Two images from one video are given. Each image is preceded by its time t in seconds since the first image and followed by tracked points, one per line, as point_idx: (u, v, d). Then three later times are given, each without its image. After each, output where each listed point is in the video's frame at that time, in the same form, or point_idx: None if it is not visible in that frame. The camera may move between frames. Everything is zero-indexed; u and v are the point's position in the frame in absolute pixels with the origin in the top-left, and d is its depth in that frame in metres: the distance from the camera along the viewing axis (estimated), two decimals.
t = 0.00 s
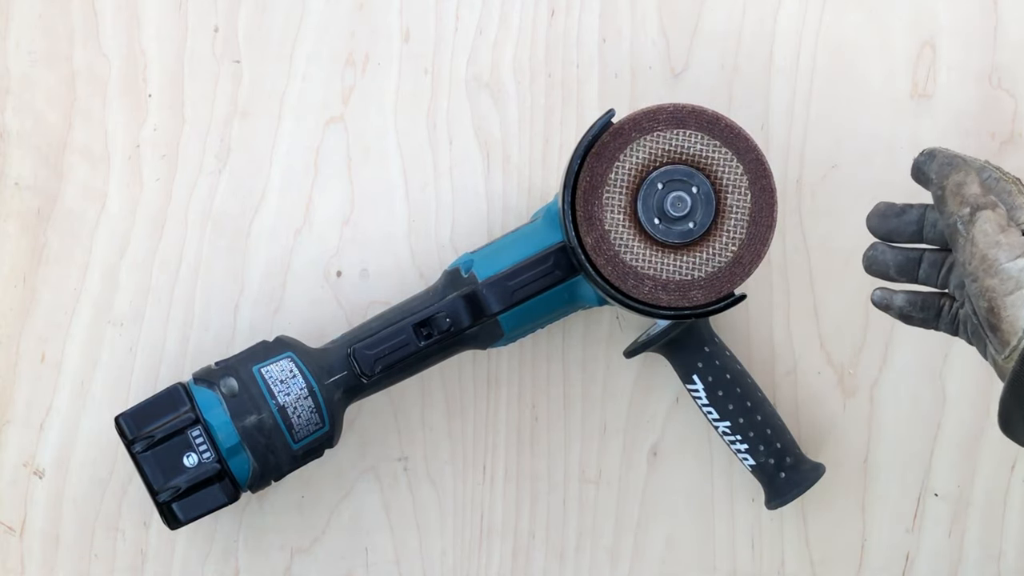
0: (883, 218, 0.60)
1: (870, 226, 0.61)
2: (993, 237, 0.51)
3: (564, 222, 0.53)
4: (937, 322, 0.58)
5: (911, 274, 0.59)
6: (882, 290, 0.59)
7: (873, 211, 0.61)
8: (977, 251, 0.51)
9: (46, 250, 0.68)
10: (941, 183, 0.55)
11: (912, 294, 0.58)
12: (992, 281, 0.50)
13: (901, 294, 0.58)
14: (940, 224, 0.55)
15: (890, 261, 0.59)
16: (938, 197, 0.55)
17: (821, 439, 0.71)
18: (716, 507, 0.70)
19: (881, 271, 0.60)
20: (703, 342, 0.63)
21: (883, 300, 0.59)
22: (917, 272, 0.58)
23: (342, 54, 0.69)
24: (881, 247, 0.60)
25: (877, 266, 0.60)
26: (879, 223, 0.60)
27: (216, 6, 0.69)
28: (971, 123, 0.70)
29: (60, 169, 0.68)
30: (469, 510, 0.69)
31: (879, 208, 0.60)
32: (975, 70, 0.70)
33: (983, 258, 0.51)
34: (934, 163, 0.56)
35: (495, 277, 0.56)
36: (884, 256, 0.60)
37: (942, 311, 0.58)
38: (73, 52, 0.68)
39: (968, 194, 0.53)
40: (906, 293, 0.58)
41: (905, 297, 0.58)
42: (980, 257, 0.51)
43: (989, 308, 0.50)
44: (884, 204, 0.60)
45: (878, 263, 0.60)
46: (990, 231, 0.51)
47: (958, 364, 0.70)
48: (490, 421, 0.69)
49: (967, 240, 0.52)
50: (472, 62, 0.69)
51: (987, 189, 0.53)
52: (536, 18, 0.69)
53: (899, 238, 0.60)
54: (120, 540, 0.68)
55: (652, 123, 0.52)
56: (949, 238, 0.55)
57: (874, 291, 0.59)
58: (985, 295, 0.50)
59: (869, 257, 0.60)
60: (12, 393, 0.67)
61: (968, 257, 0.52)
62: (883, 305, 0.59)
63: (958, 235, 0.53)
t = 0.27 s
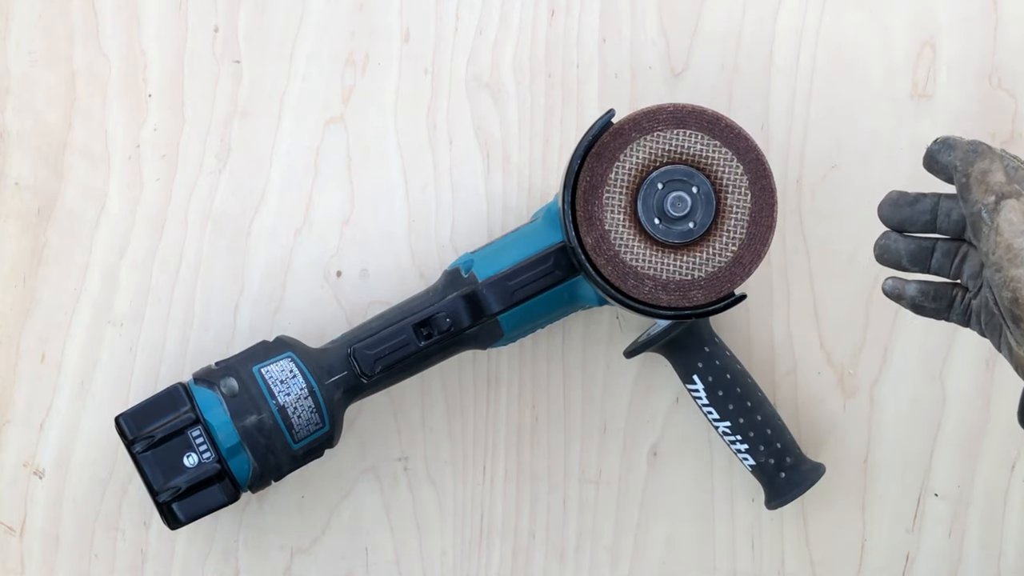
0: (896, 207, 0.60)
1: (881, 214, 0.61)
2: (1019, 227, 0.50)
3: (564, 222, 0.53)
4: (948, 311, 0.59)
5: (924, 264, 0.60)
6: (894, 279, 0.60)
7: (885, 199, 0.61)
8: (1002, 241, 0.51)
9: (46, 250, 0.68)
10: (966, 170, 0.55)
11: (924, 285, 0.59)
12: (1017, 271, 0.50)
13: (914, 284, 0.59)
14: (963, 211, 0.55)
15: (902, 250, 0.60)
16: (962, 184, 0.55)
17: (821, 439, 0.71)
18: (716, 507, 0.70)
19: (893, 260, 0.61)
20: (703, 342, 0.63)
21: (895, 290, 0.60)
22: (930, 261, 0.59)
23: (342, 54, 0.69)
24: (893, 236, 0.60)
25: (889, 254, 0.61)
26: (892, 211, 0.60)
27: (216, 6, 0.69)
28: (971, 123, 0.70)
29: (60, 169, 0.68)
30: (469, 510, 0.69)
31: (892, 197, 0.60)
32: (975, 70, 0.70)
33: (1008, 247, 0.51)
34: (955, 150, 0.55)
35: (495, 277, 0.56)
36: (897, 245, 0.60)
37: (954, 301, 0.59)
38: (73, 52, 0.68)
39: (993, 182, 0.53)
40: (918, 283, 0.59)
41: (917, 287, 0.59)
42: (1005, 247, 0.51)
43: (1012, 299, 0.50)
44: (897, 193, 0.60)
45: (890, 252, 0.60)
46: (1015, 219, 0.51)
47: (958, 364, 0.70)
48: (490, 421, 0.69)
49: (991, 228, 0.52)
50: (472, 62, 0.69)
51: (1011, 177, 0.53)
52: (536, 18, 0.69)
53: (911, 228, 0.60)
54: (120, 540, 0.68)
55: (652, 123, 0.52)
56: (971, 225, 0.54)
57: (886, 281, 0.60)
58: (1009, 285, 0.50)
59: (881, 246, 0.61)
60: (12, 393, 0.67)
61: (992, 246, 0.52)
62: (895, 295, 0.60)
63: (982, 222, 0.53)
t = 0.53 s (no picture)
0: (889, 222, 0.60)
1: (875, 229, 0.61)
2: (1015, 239, 0.50)
3: (564, 222, 0.53)
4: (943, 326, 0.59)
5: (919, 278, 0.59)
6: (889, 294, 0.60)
7: (878, 215, 0.61)
8: (998, 253, 0.51)
9: (46, 250, 0.68)
10: (960, 184, 0.54)
11: (920, 299, 0.59)
12: (1014, 284, 0.50)
13: (909, 298, 0.59)
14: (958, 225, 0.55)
15: (896, 264, 0.60)
16: (957, 198, 0.55)
17: (822, 439, 0.71)
18: (716, 507, 0.70)
19: (887, 275, 0.60)
20: (703, 342, 0.63)
21: (890, 304, 0.59)
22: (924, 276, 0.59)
23: (342, 54, 0.69)
24: (888, 251, 0.60)
25: (884, 269, 0.60)
26: (886, 226, 0.60)
27: (216, 6, 0.69)
28: (971, 123, 0.70)
29: (60, 169, 0.68)
30: (469, 510, 0.69)
31: (885, 212, 0.60)
32: (975, 70, 0.70)
33: (1004, 260, 0.51)
34: (948, 164, 0.55)
35: (495, 277, 0.56)
36: (891, 260, 0.60)
37: (950, 316, 0.59)
38: (73, 52, 0.68)
39: (988, 195, 0.53)
40: (913, 298, 0.59)
41: (913, 301, 0.59)
42: (1002, 259, 0.51)
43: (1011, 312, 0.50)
44: (890, 208, 0.60)
45: (885, 266, 0.60)
46: (1010, 232, 0.51)
47: (958, 364, 0.70)
48: (491, 421, 0.69)
49: (987, 242, 0.52)
50: (472, 62, 0.69)
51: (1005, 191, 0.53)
52: (536, 18, 0.69)
53: (905, 243, 0.60)
54: (120, 540, 0.68)
55: (652, 123, 0.52)
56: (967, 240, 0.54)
57: (881, 296, 0.60)
58: (1007, 297, 0.50)
59: (875, 261, 0.61)
60: (12, 393, 0.67)
61: (989, 259, 0.51)
62: (890, 309, 0.59)
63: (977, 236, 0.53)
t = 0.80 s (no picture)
0: (891, 217, 0.60)
1: (876, 225, 0.60)
2: (1017, 236, 0.51)
3: (564, 222, 0.53)
4: (943, 321, 0.59)
5: (919, 273, 0.59)
6: (889, 289, 0.60)
7: (880, 210, 0.61)
8: (1000, 250, 0.51)
9: (46, 250, 0.68)
10: (962, 180, 0.54)
11: (921, 294, 0.59)
12: (1016, 281, 0.50)
13: (909, 294, 0.59)
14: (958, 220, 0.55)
15: (897, 260, 0.60)
16: (958, 194, 0.54)
17: (821, 439, 0.71)
18: (716, 507, 0.70)
19: (888, 270, 0.60)
20: (703, 342, 0.63)
21: (891, 300, 0.59)
22: (925, 271, 0.59)
23: (342, 53, 0.69)
24: (889, 246, 0.60)
25: (884, 265, 0.60)
26: (887, 221, 0.60)
27: (216, 6, 0.69)
28: (971, 123, 0.70)
29: (60, 169, 0.68)
30: (469, 510, 0.69)
31: (886, 207, 0.60)
32: (975, 70, 0.70)
33: (1006, 257, 0.51)
34: (950, 160, 0.55)
35: (495, 277, 0.56)
36: (892, 256, 0.60)
37: (950, 312, 0.59)
38: (73, 52, 0.68)
39: (990, 191, 0.52)
40: (914, 293, 0.59)
41: (913, 297, 0.59)
42: (1003, 256, 0.51)
43: (1012, 309, 0.50)
44: (891, 204, 0.60)
45: (885, 262, 0.60)
46: (1012, 228, 0.51)
47: (958, 364, 0.70)
48: (491, 421, 0.69)
49: (988, 238, 0.52)
50: (472, 62, 0.69)
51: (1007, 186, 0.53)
52: (536, 18, 0.69)
53: (906, 238, 0.60)
54: (120, 540, 0.68)
55: (652, 123, 0.52)
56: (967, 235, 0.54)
57: (882, 291, 0.60)
58: (1009, 294, 0.50)
59: (876, 256, 0.61)
60: (12, 393, 0.67)
61: (989, 256, 0.52)
62: (890, 305, 0.59)
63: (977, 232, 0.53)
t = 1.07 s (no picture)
0: (892, 219, 0.60)
1: (877, 226, 0.60)
2: (1017, 236, 0.51)
3: (564, 222, 0.53)
4: (944, 322, 0.59)
5: (920, 274, 0.59)
6: (890, 290, 0.60)
7: (881, 211, 0.61)
8: (999, 250, 0.51)
9: (46, 250, 0.68)
10: (961, 181, 0.54)
11: (921, 295, 0.59)
12: (1015, 280, 0.50)
13: (911, 295, 0.59)
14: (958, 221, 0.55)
15: (899, 261, 0.60)
16: (959, 194, 0.54)
17: (821, 440, 0.71)
18: (716, 507, 0.70)
19: (889, 272, 0.60)
20: (703, 342, 0.63)
21: (892, 301, 0.60)
22: (926, 272, 0.59)
23: (342, 53, 0.69)
24: (890, 248, 0.60)
25: (886, 266, 0.60)
26: (888, 223, 0.60)
27: (216, 6, 0.69)
28: (971, 123, 0.70)
29: (60, 169, 0.68)
30: (469, 510, 0.69)
31: (887, 209, 0.60)
32: (975, 70, 0.70)
33: (1005, 256, 0.51)
34: (950, 162, 0.55)
35: (495, 277, 0.56)
36: (893, 257, 0.60)
37: (951, 313, 0.59)
38: (73, 52, 0.68)
39: (990, 192, 0.53)
40: (915, 295, 0.59)
41: (914, 298, 0.59)
42: (1003, 256, 0.51)
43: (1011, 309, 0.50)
44: (892, 205, 0.60)
45: (887, 263, 0.60)
46: (1012, 229, 0.51)
47: (958, 364, 0.70)
48: (491, 421, 0.69)
49: (988, 238, 0.52)
50: (472, 62, 0.69)
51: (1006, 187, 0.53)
52: (536, 18, 0.69)
53: (907, 239, 0.60)
54: (120, 540, 0.68)
55: (652, 123, 0.52)
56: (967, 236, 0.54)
57: (883, 292, 0.60)
58: (1008, 294, 0.50)
59: (877, 258, 0.61)
60: (12, 393, 0.67)
61: (989, 255, 0.52)
62: (891, 306, 0.60)
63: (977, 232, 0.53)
